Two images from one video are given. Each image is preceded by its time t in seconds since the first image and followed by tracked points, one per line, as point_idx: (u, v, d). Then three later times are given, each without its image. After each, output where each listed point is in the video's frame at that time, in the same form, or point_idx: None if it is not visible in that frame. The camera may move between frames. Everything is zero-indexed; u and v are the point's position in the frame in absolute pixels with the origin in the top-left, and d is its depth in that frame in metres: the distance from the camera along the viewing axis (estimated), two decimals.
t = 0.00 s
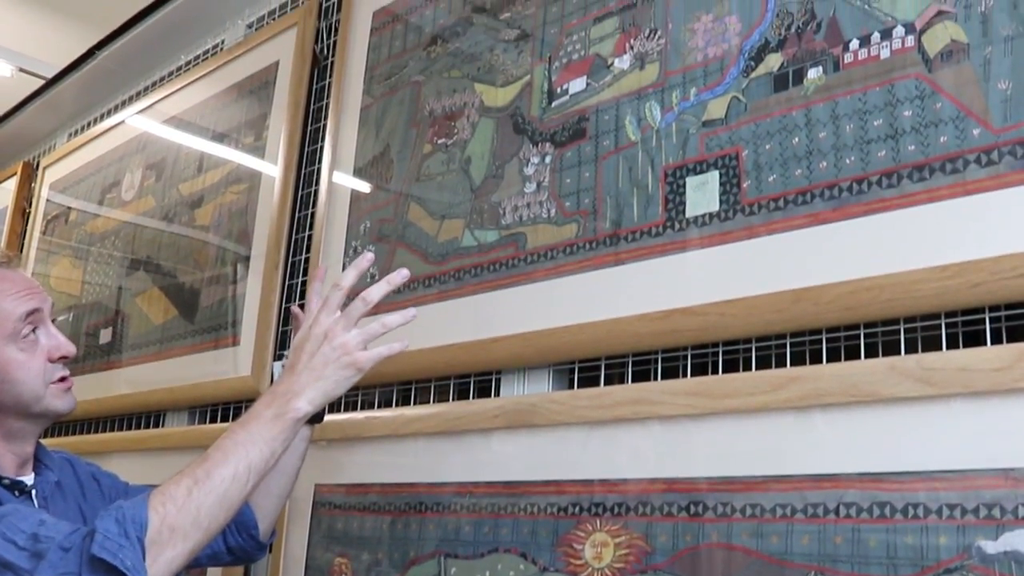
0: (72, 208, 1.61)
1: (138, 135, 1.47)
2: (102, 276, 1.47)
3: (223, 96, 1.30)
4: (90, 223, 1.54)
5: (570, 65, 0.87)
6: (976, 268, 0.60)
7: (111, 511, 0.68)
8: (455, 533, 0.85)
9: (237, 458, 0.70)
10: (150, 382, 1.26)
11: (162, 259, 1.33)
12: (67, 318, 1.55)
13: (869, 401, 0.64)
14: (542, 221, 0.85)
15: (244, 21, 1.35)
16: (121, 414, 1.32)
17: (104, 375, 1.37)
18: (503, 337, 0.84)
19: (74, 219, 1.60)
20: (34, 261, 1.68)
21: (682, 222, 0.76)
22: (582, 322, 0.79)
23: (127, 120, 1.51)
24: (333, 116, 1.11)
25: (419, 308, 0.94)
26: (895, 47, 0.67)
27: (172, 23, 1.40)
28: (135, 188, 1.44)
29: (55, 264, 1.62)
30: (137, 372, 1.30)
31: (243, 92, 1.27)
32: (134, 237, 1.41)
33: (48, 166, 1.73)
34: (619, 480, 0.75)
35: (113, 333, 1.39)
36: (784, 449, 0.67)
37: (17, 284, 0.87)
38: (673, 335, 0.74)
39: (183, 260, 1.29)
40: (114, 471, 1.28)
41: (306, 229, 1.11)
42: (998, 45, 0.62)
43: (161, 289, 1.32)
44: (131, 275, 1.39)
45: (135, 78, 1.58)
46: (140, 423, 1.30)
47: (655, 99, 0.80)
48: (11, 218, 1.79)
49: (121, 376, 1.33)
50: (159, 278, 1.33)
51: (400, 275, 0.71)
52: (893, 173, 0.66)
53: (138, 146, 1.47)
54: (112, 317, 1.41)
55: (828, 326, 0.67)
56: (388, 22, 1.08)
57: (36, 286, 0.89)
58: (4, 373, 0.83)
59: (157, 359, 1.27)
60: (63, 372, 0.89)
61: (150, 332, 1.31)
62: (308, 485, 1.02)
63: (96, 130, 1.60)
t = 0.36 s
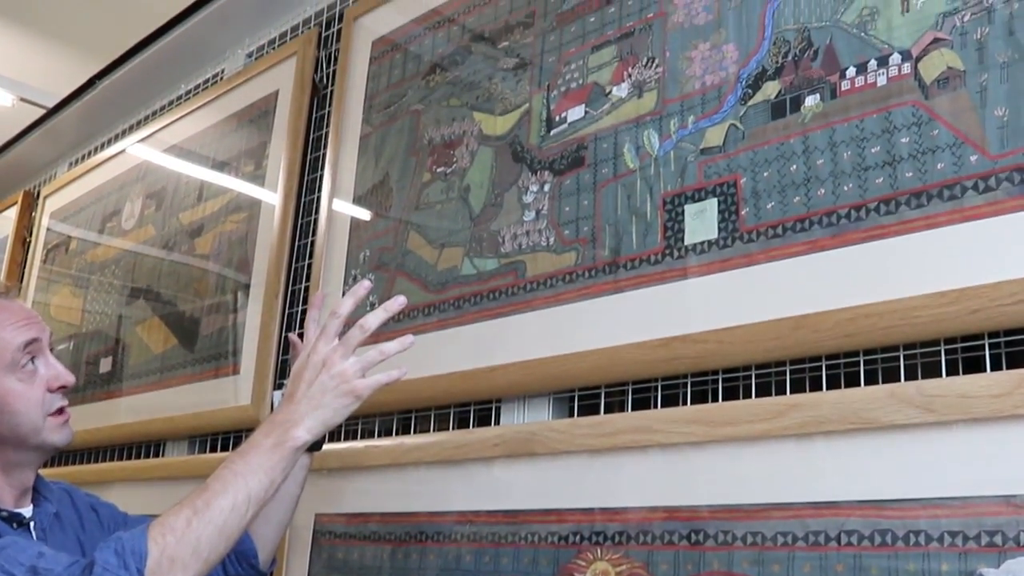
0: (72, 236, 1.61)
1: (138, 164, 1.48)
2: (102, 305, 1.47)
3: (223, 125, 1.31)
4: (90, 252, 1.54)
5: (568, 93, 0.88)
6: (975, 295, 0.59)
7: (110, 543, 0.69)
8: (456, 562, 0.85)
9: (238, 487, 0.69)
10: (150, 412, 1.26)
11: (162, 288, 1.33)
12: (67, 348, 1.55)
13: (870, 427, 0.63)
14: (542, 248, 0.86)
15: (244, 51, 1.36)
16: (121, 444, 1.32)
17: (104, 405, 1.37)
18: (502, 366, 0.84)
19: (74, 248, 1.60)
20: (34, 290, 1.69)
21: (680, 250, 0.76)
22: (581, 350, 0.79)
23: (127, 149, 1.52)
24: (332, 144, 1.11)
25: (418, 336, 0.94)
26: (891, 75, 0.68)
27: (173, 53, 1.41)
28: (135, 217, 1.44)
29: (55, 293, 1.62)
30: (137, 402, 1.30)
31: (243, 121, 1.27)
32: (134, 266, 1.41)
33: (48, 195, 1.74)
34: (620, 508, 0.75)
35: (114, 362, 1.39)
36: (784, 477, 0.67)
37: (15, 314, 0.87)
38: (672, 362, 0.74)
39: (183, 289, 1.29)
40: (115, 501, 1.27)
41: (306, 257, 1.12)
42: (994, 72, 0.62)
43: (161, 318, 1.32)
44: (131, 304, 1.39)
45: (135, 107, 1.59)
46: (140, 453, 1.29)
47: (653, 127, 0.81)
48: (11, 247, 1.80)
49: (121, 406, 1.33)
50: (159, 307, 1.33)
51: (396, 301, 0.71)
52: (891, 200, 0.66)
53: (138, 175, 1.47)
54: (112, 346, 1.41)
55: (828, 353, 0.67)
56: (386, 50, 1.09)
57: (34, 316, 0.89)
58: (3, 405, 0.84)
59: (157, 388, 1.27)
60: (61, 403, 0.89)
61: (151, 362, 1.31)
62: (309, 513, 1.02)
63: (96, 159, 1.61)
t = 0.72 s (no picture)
0: (69, 262, 1.62)
1: (134, 190, 1.48)
2: (98, 331, 1.47)
3: (220, 150, 1.32)
4: (87, 278, 1.54)
5: (562, 118, 0.88)
6: (968, 317, 0.59)
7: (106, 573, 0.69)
8: None
9: (234, 516, 0.69)
10: (147, 438, 1.26)
11: (158, 314, 1.34)
12: (63, 374, 1.54)
13: (865, 450, 0.63)
14: (537, 273, 0.86)
15: (240, 76, 1.37)
16: (118, 471, 1.32)
17: (101, 432, 1.37)
18: (497, 392, 0.85)
19: (71, 273, 1.60)
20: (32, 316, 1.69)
21: (675, 273, 0.76)
22: (576, 375, 0.79)
23: (124, 174, 1.53)
24: (328, 169, 1.12)
25: (415, 360, 0.94)
26: (883, 98, 0.68)
27: (169, 79, 1.42)
28: (131, 242, 1.45)
29: (52, 318, 1.62)
30: (134, 429, 1.30)
31: (239, 146, 1.28)
32: (130, 291, 1.41)
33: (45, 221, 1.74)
34: (616, 532, 0.75)
35: (111, 389, 1.39)
36: (780, 501, 0.67)
37: (13, 343, 0.87)
38: (668, 386, 0.74)
39: (179, 315, 1.30)
40: (111, 529, 1.27)
41: (302, 282, 1.12)
42: (985, 94, 0.63)
43: (157, 344, 1.32)
44: (128, 330, 1.40)
45: (131, 133, 1.60)
46: (136, 479, 1.29)
47: (646, 151, 0.81)
48: (8, 273, 1.80)
49: (118, 433, 1.33)
50: (156, 332, 1.33)
51: (389, 327, 0.71)
52: (884, 223, 0.66)
53: (135, 200, 1.48)
54: (108, 373, 1.41)
55: (822, 377, 0.67)
56: (381, 75, 1.10)
57: (31, 344, 0.89)
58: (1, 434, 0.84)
59: (154, 415, 1.27)
60: (58, 431, 0.89)
61: (148, 388, 1.31)
62: (307, 539, 1.02)
63: (93, 185, 1.61)
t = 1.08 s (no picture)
0: (68, 270, 1.62)
1: (133, 198, 1.49)
2: (98, 338, 1.47)
3: (219, 158, 1.32)
4: (86, 286, 1.55)
5: (560, 124, 0.89)
6: (967, 322, 0.59)
7: None
8: None
9: (234, 523, 0.70)
10: (146, 446, 1.26)
11: (157, 321, 1.34)
12: (63, 381, 1.54)
13: (864, 455, 0.63)
14: (536, 279, 0.86)
15: (238, 84, 1.38)
16: (118, 479, 1.32)
17: (100, 439, 1.37)
18: (497, 398, 0.85)
19: (70, 281, 1.60)
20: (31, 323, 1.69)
21: (674, 280, 0.77)
22: (576, 381, 0.79)
23: (123, 182, 1.53)
24: (327, 176, 1.12)
25: (414, 367, 0.95)
26: (880, 104, 0.68)
27: (168, 87, 1.42)
28: (130, 250, 1.45)
29: (52, 326, 1.62)
30: (134, 436, 1.30)
31: (238, 153, 1.28)
32: (130, 299, 1.42)
33: (45, 229, 1.74)
34: (616, 538, 0.75)
35: (110, 396, 1.39)
36: (779, 507, 0.67)
37: (13, 351, 0.88)
38: (667, 392, 0.74)
39: (179, 322, 1.30)
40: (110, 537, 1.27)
41: (301, 289, 1.12)
42: (982, 99, 0.63)
43: (156, 352, 1.32)
44: (127, 337, 1.40)
45: (130, 141, 1.60)
46: (136, 487, 1.29)
47: (645, 157, 0.81)
48: (7, 281, 1.80)
49: (117, 440, 1.33)
50: (155, 340, 1.33)
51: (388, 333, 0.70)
52: (882, 228, 0.66)
53: (134, 208, 1.48)
54: (108, 380, 1.41)
55: (821, 383, 0.67)
56: (379, 83, 1.10)
57: (30, 353, 0.90)
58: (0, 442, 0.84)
59: (153, 423, 1.27)
60: (58, 439, 0.89)
61: (147, 396, 1.31)
62: (306, 546, 1.02)
63: (93, 193, 1.61)
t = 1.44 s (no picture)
0: (69, 275, 1.62)
1: (134, 204, 1.49)
2: (99, 343, 1.47)
3: (220, 162, 1.32)
4: (87, 291, 1.55)
5: (560, 129, 0.89)
6: (967, 325, 0.59)
7: None
8: None
9: (234, 528, 0.70)
10: (148, 451, 1.26)
11: (158, 327, 1.34)
12: (65, 387, 1.54)
13: (864, 459, 0.63)
14: (536, 284, 0.86)
15: (238, 89, 1.38)
16: (119, 485, 1.32)
17: (102, 445, 1.37)
18: (497, 403, 0.85)
19: (71, 286, 1.60)
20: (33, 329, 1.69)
21: (674, 284, 0.77)
22: (576, 385, 0.80)
23: (123, 187, 1.53)
24: (327, 180, 1.12)
25: (415, 372, 0.95)
26: (879, 107, 0.68)
27: (168, 93, 1.42)
28: (131, 255, 1.45)
29: (53, 331, 1.62)
30: (135, 442, 1.30)
31: (238, 158, 1.28)
32: (130, 305, 1.42)
33: (46, 234, 1.74)
34: (617, 542, 0.75)
35: (111, 402, 1.39)
36: (780, 511, 0.67)
37: (13, 358, 0.88)
38: (667, 396, 0.74)
39: (180, 328, 1.30)
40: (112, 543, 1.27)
41: (301, 294, 1.12)
42: (981, 102, 0.63)
43: (157, 357, 1.32)
44: (128, 343, 1.40)
45: (131, 146, 1.60)
46: (137, 492, 1.29)
47: (644, 161, 0.81)
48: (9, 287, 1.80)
49: (119, 446, 1.33)
50: (156, 345, 1.33)
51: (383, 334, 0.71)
52: (881, 232, 0.66)
53: (134, 213, 1.48)
54: (109, 386, 1.41)
55: (821, 387, 0.67)
56: (379, 87, 1.10)
57: (31, 359, 0.90)
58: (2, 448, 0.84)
59: (154, 428, 1.27)
60: (59, 445, 0.89)
61: (148, 401, 1.31)
62: (308, 551, 1.02)
63: (93, 198, 1.62)
